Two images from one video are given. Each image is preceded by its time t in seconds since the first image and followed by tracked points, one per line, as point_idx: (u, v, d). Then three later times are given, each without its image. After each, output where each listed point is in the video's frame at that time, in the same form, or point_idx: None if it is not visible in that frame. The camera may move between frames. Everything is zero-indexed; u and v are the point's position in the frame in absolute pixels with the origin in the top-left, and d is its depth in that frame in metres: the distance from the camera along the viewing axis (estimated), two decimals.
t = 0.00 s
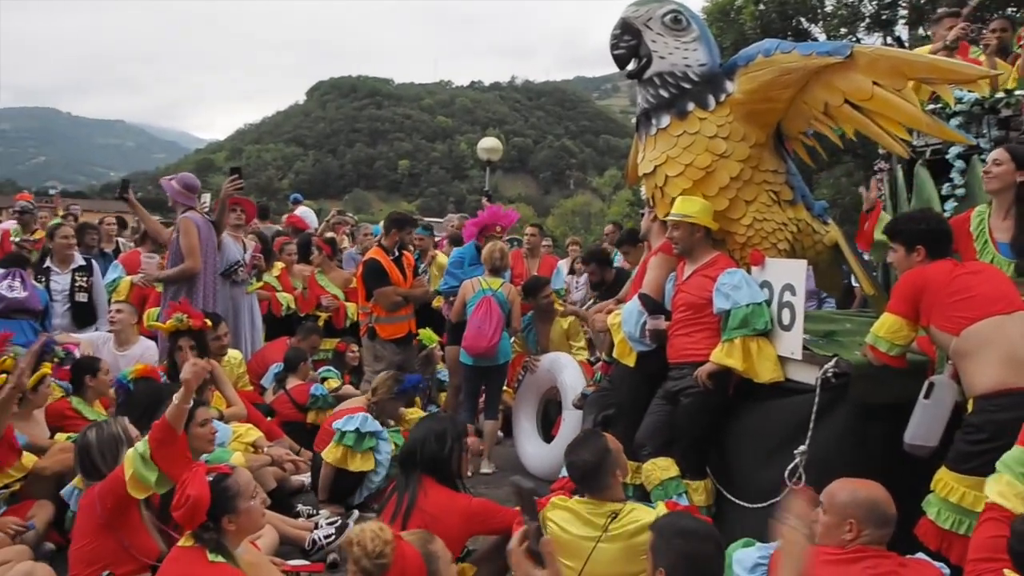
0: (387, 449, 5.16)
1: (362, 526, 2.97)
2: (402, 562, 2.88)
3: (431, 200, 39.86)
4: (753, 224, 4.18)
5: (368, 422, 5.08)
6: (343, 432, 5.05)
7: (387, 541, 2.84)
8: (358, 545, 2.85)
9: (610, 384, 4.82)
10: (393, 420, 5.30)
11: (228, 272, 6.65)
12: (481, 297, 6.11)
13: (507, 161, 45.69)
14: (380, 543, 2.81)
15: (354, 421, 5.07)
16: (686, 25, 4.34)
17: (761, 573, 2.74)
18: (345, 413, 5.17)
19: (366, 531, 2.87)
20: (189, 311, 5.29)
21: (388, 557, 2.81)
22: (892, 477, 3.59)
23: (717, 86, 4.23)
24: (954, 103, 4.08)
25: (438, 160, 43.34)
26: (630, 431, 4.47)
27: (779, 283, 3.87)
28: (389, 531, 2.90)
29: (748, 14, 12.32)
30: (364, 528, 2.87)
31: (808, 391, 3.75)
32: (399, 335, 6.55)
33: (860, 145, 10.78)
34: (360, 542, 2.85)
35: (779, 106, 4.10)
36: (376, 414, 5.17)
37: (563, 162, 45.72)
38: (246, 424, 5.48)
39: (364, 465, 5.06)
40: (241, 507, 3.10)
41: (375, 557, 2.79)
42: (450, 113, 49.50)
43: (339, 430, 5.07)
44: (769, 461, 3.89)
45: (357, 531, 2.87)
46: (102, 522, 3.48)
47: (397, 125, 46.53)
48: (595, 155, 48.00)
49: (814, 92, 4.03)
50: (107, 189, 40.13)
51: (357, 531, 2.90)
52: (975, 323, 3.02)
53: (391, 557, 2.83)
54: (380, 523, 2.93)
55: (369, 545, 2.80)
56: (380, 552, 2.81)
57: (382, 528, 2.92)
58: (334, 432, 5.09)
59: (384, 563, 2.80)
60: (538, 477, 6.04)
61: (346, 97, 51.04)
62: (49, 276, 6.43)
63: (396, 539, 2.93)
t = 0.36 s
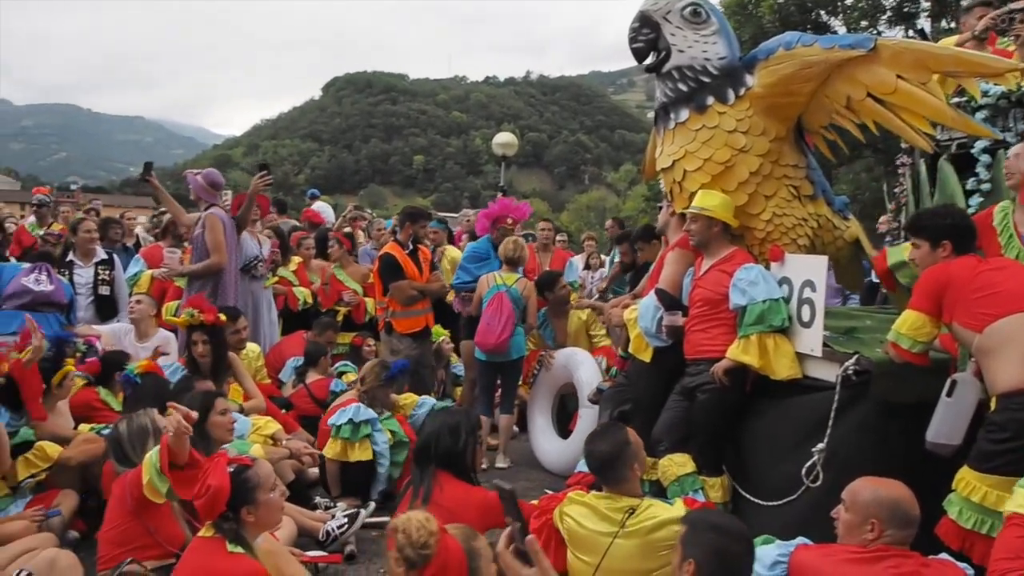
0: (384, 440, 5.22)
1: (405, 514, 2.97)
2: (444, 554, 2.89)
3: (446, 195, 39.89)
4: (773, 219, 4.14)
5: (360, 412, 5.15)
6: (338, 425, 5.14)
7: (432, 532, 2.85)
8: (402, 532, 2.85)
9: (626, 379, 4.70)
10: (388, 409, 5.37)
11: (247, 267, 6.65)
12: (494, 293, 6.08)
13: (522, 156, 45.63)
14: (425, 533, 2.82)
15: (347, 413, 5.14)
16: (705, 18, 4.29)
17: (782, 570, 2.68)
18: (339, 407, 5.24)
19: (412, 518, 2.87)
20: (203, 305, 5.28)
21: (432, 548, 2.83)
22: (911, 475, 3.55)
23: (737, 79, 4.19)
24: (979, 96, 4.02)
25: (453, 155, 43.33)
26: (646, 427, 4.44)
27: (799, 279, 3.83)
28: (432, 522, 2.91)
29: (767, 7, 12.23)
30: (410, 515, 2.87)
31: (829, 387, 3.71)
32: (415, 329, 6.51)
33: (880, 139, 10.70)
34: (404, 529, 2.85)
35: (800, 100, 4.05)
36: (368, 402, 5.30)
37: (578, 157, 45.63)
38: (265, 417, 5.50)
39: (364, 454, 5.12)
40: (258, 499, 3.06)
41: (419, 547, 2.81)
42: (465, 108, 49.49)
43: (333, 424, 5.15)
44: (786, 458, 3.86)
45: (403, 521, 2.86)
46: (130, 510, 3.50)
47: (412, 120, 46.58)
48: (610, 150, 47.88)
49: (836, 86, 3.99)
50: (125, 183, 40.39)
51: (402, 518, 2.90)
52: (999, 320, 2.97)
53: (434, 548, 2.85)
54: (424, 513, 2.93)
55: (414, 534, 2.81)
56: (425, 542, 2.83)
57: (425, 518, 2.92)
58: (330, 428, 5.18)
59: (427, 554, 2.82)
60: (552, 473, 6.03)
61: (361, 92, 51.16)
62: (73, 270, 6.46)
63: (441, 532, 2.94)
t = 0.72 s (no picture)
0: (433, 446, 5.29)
1: (466, 510, 2.98)
2: (503, 556, 2.96)
3: (482, 188, 39.91)
4: (814, 211, 4.08)
5: (397, 403, 5.18)
6: (376, 418, 5.19)
7: (494, 533, 2.88)
8: (463, 531, 2.88)
9: (663, 372, 4.71)
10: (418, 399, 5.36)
11: (288, 260, 6.69)
12: (532, 284, 6.09)
13: (557, 150, 45.54)
14: (488, 534, 2.84)
15: (384, 406, 5.17)
16: (745, 8, 4.25)
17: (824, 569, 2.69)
18: (374, 399, 5.26)
19: (474, 518, 2.89)
20: (239, 299, 5.30)
21: (493, 549, 2.87)
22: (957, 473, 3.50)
23: (778, 70, 4.14)
24: None
25: (489, 148, 43.35)
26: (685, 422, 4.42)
27: (841, 272, 3.77)
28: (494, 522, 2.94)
29: None
30: (472, 515, 2.88)
31: (870, 382, 3.69)
32: (452, 321, 6.53)
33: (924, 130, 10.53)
34: (467, 528, 2.87)
35: (843, 91, 3.99)
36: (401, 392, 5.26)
37: (614, 150, 45.42)
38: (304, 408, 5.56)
39: (403, 446, 5.20)
40: (297, 489, 3.09)
41: (481, 547, 2.84)
42: (501, 101, 49.51)
43: (370, 417, 5.19)
44: (828, 453, 3.81)
45: (465, 520, 2.87)
46: (172, 501, 3.54)
47: (448, 114, 46.70)
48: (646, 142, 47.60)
49: (881, 76, 3.92)
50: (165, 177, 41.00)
51: (463, 516, 2.92)
52: None
53: (495, 548, 2.89)
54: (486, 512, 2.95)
55: (477, 536, 2.83)
56: (487, 543, 2.85)
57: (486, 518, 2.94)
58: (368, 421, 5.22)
59: (489, 554, 2.86)
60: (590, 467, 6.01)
61: (398, 86, 51.40)
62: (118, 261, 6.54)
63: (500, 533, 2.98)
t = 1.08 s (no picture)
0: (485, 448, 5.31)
1: (500, 504, 3.00)
2: (538, 547, 2.97)
3: (524, 185, 39.89)
4: (863, 207, 4.02)
5: (448, 398, 5.21)
6: (425, 411, 5.20)
7: (527, 524, 2.90)
8: (496, 523, 2.89)
9: (707, 371, 4.70)
10: (468, 399, 5.45)
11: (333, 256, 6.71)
12: (568, 281, 6.07)
13: (600, 146, 45.35)
14: (521, 525, 2.86)
15: (434, 399, 5.19)
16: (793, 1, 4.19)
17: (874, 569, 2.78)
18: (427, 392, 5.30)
19: (507, 510, 2.90)
20: (286, 293, 5.43)
21: (526, 540, 2.88)
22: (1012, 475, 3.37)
23: (826, 64, 4.08)
24: None
25: (531, 145, 43.30)
26: (730, 421, 4.38)
27: (891, 269, 3.70)
28: (526, 513, 2.95)
29: None
30: (505, 506, 2.90)
31: (920, 381, 3.62)
32: (496, 317, 6.56)
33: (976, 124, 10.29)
34: (500, 520, 2.88)
35: (894, 84, 3.91)
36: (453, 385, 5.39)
37: (657, 146, 45.09)
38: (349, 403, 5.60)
39: (450, 441, 5.23)
40: (340, 484, 3.12)
41: (514, 539, 2.85)
42: (543, 98, 49.46)
43: (421, 410, 5.22)
44: (875, 454, 3.72)
45: (496, 511, 2.90)
46: (214, 507, 3.47)
47: (490, 111, 46.79)
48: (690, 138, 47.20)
49: (933, 68, 3.83)
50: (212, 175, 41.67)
51: (496, 509, 2.94)
52: None
53: (529, 539, 2.91)
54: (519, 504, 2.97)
55: (510, 526, 2.85)
56: (520, 534, 2.87)
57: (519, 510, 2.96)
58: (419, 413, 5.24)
59: (522, 545, 2.87)
60: (633, 464, 5.99)
61: (440, 84, 51.62)
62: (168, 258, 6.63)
63: (535, 524, 2.99)
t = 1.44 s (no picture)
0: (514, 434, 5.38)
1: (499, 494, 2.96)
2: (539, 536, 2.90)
3: (554, 179, 39.78)
4: (900, 201, 3.96)
5: (487, 391, 5.22)
6: (464, 403, 5.22)
7: (526, 510, 2.87)
8: (496, 513, 2.87)
9: (739, 366, 4.63)
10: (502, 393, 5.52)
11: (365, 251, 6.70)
12: (596, 275, 6.07)
13: (630, 140, 45.15)
14: (519, 511, 2.84)
15: (473, 392, 5.21)
16: None
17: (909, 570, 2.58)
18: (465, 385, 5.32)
19: (504, 498, 2.87)
20: (320, 288, 5.44)
21: (526, 526, 2.86)
22: None
23: (862, 56, 4.03)
24: None
25: (561, 140, 43.19)
26: (761, 417, 4.35)
27: (926, 265, 3.65)
28: (525, 500, 2.92)
29: None
30: (502, 495, 2.87)
31: (959, 378, 3.54)
32: (528, 313, 6.57)
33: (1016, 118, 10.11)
34: (498, 510, 2.86)
35: (931, 77, 3.85)
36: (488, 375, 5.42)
37: (689, 141, 44.78)
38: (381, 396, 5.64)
39: (487, 435, 5.25)
40: (369, 477, 3.14)
41: (514, 525, 2.83)
42: (574, 93, 49.39)
43: (459, 402, 5.24)
44: (911, 452, 3.70)
45: (496, 502, 2.86)
46: (239, 512, 3.49)
47: (520, 105, 46.75)
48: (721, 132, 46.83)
49: (972, 61, 3.78)
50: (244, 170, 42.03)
51: (495, 498, 2.91)
52: None
53: (528, 525, 2.87)
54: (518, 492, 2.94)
55: (508, 514, 2.83)
56: (519, 520, 2.85)
57: (518, 497, 2.93)
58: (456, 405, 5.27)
59: (522, 532, 2.84)
60: (663, 460, 5.97)
61: (471, 79, 51.67)
62: (204, 253, 6.85)
63: (532, 513, 2.95)
